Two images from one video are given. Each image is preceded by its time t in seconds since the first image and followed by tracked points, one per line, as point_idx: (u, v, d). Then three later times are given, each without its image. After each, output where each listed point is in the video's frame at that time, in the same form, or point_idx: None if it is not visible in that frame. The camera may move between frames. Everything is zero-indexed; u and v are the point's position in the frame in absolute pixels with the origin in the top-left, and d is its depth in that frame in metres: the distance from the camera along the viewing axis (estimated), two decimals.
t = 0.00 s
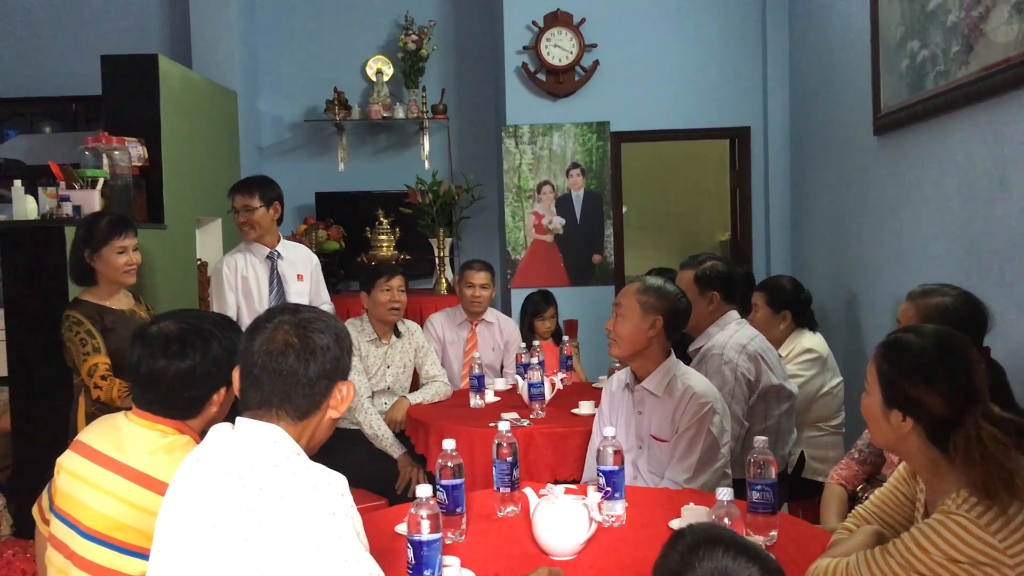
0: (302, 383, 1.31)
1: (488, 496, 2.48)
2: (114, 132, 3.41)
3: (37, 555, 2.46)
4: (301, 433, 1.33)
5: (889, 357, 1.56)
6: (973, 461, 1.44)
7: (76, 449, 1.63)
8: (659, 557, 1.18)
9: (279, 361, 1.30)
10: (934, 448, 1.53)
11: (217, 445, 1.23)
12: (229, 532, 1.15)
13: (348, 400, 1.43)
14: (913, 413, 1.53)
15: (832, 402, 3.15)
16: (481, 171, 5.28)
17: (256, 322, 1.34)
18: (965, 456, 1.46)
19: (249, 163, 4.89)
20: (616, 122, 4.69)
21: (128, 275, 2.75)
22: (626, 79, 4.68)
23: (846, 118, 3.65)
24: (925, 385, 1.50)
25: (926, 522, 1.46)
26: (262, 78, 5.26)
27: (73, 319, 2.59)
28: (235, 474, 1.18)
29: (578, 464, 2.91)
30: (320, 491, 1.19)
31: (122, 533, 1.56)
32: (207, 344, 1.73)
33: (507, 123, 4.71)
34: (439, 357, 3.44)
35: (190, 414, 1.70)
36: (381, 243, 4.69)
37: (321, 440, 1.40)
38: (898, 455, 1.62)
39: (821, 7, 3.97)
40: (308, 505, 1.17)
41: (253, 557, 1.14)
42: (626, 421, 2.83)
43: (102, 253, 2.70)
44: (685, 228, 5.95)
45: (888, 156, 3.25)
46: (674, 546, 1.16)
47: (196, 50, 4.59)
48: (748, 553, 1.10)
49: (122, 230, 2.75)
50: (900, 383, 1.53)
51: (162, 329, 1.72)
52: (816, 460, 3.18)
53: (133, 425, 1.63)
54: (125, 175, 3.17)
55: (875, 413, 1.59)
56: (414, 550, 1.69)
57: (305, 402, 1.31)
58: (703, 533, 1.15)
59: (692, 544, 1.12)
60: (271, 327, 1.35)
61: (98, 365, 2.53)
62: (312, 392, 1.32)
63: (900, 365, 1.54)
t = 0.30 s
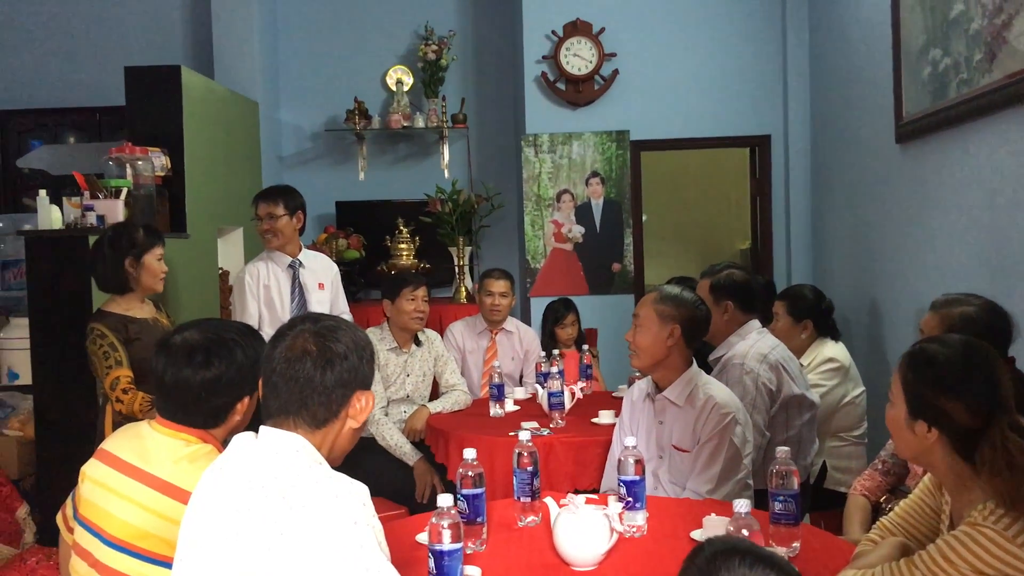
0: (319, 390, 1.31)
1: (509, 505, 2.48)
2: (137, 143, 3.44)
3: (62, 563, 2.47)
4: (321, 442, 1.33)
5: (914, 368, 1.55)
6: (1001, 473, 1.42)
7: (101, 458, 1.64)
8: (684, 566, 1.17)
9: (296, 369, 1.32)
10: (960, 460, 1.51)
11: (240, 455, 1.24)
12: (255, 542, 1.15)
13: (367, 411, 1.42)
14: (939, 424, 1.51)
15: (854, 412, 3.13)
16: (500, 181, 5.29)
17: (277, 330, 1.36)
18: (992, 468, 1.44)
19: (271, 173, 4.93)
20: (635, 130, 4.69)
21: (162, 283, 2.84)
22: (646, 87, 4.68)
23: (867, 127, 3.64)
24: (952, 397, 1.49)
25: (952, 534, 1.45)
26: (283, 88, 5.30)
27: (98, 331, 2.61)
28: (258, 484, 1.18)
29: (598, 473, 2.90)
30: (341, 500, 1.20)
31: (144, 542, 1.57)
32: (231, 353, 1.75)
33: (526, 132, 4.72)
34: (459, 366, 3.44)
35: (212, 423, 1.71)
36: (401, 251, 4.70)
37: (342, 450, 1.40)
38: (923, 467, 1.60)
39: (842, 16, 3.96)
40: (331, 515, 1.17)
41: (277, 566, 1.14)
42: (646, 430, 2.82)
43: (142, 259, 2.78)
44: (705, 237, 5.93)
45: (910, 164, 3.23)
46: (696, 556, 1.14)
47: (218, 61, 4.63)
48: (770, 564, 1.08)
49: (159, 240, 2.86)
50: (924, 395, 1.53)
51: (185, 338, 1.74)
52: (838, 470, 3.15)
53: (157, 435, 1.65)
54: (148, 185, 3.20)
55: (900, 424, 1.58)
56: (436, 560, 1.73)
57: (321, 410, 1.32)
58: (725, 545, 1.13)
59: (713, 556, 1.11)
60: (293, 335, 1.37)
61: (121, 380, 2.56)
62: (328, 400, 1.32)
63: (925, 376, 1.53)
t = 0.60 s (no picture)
0: (333, 390, 1.32)
1: (533, 513, 2.48)
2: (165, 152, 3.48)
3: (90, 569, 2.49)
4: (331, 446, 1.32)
5: (942, 377, 1.54)
6: None
7: (128, 465, 1.67)
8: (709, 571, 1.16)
9: (312, 369, 1.34)
10: (989, 469, 1.50)
11: (267, 461, 1.25)
12: (281, 547, 1.16)
13: (383, 424, 1.37)
14: (968, 434, 1.49)
15: (880, 420, 3.11)
16: (523, 188, 5.30)
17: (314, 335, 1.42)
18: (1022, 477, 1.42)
19: (296, 181, 4.96)
20: (658, 138, 4.69)
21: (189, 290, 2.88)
22: (669, 95, 4.68)
23: (893, 134, 3.62)
24: (982, 407, 1.47)
25: (982, 544, 1.44)
26: (308, 97, 5.34)
27: (126, 337, 2.64)
28: (284, 489, 1.20)
29: (622, 481, 2.89)
30: (366, 506, 1.20)
31: (173, 548, 1.60)
32: (259, 360, 1.77)
33: (549, 140, 4.73)
34: (483, 373, 3.44)
35: (239, 430, 1.73)
36: (424, 259, 4.72)
37: (373, 463, 1.37)
38: (949, 476, 1.59)
39: (866, 22, 3.94)
40: (356, 520, 1.18)
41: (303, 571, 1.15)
42: (671, 438, 2.80)
43: (172, 266, 2.82)
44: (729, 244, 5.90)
45: (936, 170, 3.20)
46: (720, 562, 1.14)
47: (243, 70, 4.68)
48: (795, 571, 1.08)
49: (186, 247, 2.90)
50: (953, 407, 1.51)
51: (214, 346, 1.76)
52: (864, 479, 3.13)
53: (184, 441, 1.67)
54: (174, 194, 3.23)
55: (927, 434, 1.56)
56: (462, 567, 1.80)
57: (330, 412, 1.32)
58: (750, 552, 1.13)
59: (736, 563, 1.10)
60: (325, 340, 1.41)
61: (149, 385, 2.58)
62: (337, 403, 1.32)
63: (953, 386, 1.51)
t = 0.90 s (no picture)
0: (365, 392, 1.33)
1: (562, 516, 2.48)
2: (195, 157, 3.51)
3: (122, 571, 2.51)
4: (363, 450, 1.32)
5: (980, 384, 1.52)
6: None
7: (161, 466, 1.69)
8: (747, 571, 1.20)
9: (346, 373, 1.35)
10: None
11: (300, 464, 1.26)
12: (310, 548, 1.17)
13: (414, 427, 1.36)
14: (1006, 441, 1.48)
15: (912, 426, 3.07)
16: (550, 192, 5.29)
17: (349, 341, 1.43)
18: None
19: (324, 185, 5.00)
20: (685, 141, 4.68)
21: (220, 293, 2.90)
22: (696, 98, 4.66)
23: (924, 137, 3.59)
24: (1021, 414, 1.46)
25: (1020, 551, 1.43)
26: (336, 102, 5.37)
27: (160, 340, 2.67)
28: (314, 492, 1.20)
29: (649, 486, 2.87)
30: (396, 511, 1.20)
31: (204, 549, 1.62)
32: (291, 363, 1.78)
33: (576, 144, 4.73)
34: (510, 377, 3.44)
35: (270, 433, 1.74)
36: (451, 262, 4.73)
37: (405, 469, 1.35)
38: (986, 484, 1.57)
39: (897, 24, 3.91)
40: (386, 523, 1.18)
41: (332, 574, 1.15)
42: (700, 442, 2.78)
43: (204, 269, 2.85)
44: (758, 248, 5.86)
45: (969, 173, 3.16)
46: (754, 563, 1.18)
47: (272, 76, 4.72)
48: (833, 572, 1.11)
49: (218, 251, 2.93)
50: (989, 412, 1.49)
51: (246, 350, 1.78)
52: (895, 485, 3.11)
53: (215, 444, 1.69)
54: (205, 199, 3.24)
55: (963, 441, 1.55)
56: (491, 571, 1.86)
57: (363, 416, 1.32)
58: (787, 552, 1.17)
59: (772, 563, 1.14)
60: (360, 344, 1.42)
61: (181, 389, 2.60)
62: (370, 405, 1.32)
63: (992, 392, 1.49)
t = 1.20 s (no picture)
0: (429, 402, 1.38)
1: (592, 519, 2.47)
2: (228, 160, 3.54)
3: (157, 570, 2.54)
4: (417, 452, 1.38)
5: None
6: None
7: (195, 466, 1.71)
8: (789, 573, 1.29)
9: (406, 382, 1.37)
10: None
11: (341, 465, 1.27)
12: (355, 547, 1.18)
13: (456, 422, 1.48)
14: None
15: (947, 430, 3.06)
16: (579, 194, 5.28)
17: (382, 340, 1.42)
18: None
19: (354, 188, 5.02)
20: (715, 142, 4.66)
21: (251, 296, 2.91)
22: (726, 99, 4.64)
23: (959, 138, 3.54)
24: None
25: None
26: (366, 105, 5.40)
27: (187, 342, 2.70)
28: (357, 491, 1.22)
29: (680, 489, 2.85)
30: (440, 508, 1.22)
31: (237, 549, 1.63)
32: (326, 365, 1.80)
33: (604, 146, 4.72)
34: (539, 379, 3.43)
35: (302, 435, 1.75)
36: (480, 264, 4.75)
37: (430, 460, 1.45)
38: None
39: (931, 24, 3.87)
40: (432, 519, 1.20)
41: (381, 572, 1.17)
42: (732, 446, 2.76)
43: (235, 271, 2.86)
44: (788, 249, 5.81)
45: (1006, 174, 3.12)
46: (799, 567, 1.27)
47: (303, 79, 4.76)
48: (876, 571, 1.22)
49: (249, 253, 2.93)
50: None
51: (281, 351, 1.79)
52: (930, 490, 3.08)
53: (249, 444, 1.70)
54: (236, 201, 3.28)
55: (1005, 444, 1.54)
56: (522, 572, 1.87)
57: (424, 422, 1.38)
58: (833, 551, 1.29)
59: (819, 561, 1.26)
60: (394, 347, 1.42)
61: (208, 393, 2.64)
62: (433, 412, 1.39)
63: None
